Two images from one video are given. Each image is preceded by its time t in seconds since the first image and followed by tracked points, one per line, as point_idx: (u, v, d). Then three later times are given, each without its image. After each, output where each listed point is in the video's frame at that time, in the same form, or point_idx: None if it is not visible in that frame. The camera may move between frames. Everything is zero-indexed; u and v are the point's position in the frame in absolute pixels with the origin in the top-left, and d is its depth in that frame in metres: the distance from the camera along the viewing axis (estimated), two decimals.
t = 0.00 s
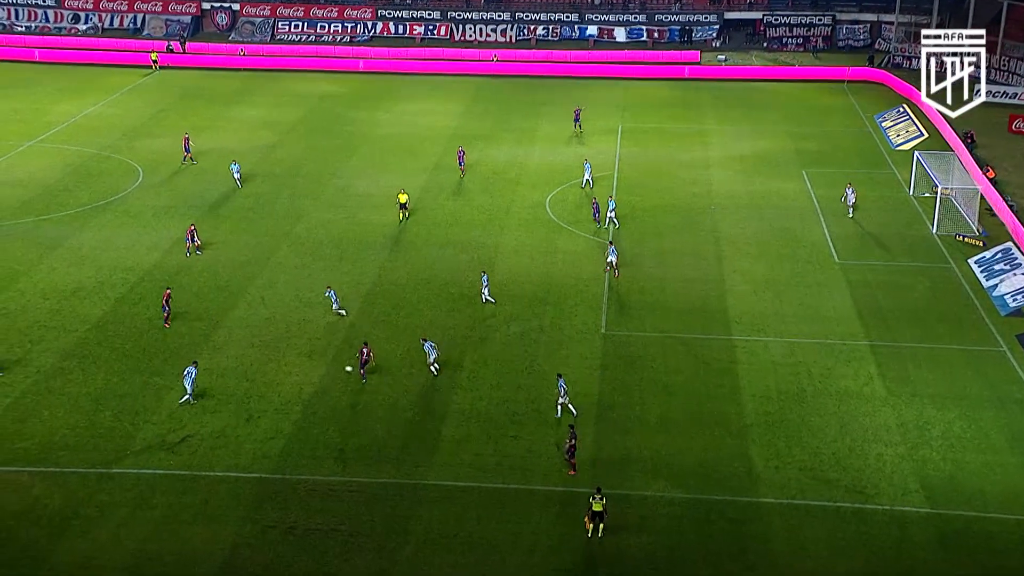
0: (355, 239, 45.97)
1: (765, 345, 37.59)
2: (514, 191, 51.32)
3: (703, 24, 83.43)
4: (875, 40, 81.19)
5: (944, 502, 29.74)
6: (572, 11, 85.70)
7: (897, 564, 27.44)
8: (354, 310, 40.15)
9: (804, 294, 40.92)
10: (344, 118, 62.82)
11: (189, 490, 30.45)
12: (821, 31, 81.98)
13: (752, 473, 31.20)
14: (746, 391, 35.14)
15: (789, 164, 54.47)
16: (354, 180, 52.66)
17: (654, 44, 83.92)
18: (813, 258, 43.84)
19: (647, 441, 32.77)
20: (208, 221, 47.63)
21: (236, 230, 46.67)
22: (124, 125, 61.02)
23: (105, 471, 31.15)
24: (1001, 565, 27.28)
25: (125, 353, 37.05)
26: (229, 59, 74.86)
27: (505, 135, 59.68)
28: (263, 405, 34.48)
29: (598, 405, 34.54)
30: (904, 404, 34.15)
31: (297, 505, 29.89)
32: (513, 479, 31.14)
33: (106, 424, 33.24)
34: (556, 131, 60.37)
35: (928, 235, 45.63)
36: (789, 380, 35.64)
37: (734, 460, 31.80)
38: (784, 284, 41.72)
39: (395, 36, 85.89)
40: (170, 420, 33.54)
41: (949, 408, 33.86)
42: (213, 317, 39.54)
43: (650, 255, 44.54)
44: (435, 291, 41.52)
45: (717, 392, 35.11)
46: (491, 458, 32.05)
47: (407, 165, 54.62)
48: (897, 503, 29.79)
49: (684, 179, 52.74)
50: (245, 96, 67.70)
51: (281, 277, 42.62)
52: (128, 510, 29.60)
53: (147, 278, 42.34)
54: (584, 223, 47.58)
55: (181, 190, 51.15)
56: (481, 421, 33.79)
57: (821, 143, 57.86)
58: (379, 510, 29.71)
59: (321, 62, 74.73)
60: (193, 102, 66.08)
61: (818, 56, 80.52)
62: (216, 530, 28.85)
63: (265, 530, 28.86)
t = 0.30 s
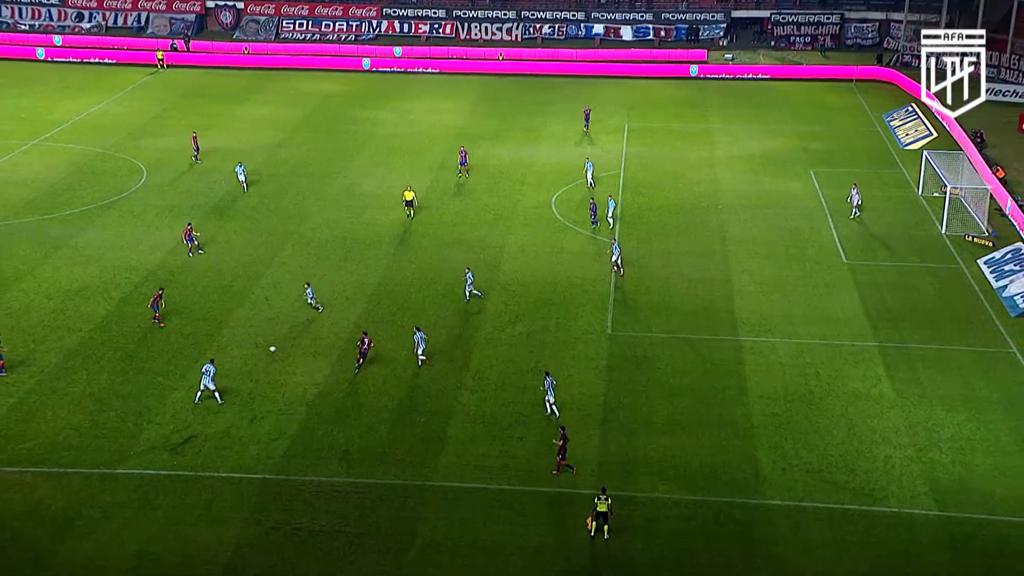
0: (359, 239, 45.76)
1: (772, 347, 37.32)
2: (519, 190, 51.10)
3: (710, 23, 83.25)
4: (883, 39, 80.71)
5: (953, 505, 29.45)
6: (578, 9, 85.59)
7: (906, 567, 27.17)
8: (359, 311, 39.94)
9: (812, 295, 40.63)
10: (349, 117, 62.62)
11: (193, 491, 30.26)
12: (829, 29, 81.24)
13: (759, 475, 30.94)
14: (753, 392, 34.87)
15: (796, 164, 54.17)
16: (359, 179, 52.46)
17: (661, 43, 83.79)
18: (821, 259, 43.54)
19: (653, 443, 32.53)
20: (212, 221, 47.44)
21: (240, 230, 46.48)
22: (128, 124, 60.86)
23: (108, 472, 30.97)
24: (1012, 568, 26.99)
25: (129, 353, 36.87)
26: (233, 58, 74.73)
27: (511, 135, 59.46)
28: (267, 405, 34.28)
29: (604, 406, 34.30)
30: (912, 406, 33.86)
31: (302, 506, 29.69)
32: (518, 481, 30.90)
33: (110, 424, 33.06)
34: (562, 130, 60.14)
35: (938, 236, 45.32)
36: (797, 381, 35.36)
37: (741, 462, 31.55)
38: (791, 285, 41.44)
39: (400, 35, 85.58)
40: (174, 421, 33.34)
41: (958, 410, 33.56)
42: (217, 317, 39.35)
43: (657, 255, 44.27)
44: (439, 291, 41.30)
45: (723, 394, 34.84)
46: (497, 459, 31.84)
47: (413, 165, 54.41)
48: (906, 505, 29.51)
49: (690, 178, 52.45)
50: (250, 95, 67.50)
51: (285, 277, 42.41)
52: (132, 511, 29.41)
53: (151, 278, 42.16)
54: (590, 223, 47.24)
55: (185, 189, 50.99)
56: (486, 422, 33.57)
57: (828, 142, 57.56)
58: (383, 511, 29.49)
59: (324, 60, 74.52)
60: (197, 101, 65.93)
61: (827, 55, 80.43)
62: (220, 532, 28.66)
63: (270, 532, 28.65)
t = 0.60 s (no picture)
0: (369, 239, 45.60)
1: (784, 348, 37.04)
2: (530, 190, 50.90)
3: (722, 22, 83.56)
4: (897, 37, 81.04)
5: (968, 508, 29.13)
6: (589, 8, 85.99)
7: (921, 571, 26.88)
8: (369, 311, 39.77)
9: (825, 296, 40.33)
10: (359, 116, 62.51)
11: (202, 491, 30.09)
12: (843, 28, 81.46)
13: (771, 477, 30.67)
14: (764, 393, 34.61)
15: (808, 164, 53.86)
16: (369, 179, 52.31)
17: (673, 41, 84.08)
18: (834, 259, 43.24)
19: (664, 444, 32.28)
20: (221, 220, 47.31)
21: (250, 229, 46.34)
22: (138, 123, 60.81)
23: (117, 472, 30.83)
24: None
25: (138, 353, 36.74)
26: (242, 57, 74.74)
27: (521, 134, 59.28)
28: (276, 405, 34.13)
29: (614, 408, 34.06)
30: (926, 408, 33.55)
31: (311, 507, 29.51)
32: (528, 482, 30.68)
33: (119, 424, 32.92)
34: (572, 130, 59.95)
35: (952, 236, 44.98)
36: (810, 383, 35.08)
37: (753, 464, 31.28)
38: (804, 285, 41.15)
39: (409, 34, 85.66)
40: (183, 420, 33.20)
41: (973, 412, 33.23)
42: (227, 317, 39.21)
43: (668, 255, 44.03)
44: (449, 292, 41.09)
45: (735, 395, 34.58)
46: (506, 460, 31.61)
47: (423, 164, 54.23)
48: (920, 508, 29.21)
49: (702, 178, 52.18)
50: (259, 94, 67.43)
51: (294, 277, 42.25)
52: (140, 511, 29.26)
53: (160, 277, 42.04)
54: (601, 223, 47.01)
55: (194, 188, 50.89)
56: (495, 423, 33.35)
57: (841, 142, 57.21)
58: (393, 512, 29.30)
59: (333, 58, 74.31)
60: (207, 100, 65.86)
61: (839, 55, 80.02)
62: (228, 532, 28.50)
63: (279, 532, 28.48)
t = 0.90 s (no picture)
0: (385, 238, 45.43)
1: (802, 350, 36.70)
2: (546, 189, 50.67)
3: (740, 20, 83.53)
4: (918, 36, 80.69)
5: (989, 513, 28.75)
6: (606, 6, 86.13)
7: None
8: (384, 310, 39.59)
9: (844, 297, 39.97)
10: (374, 115, 62.42)
11: (216, 492, 29.94)
12: (863, 26, 81.30)
13: (789, 480, 30.35)
14: (782, 396, 34.27)
15: (826, 164, 53.46)
16: (385, 178, 52.17)
17: (691, 40, 84.23)
18: (853, 260, 42.85)
19: (681, 446, 31.98)
20: (236, 219, 47.21)
21: (265, 229, 46.23)
22: (153, 122, 60.82)
23: (130, 472, 30.69)
24: None
25: (153, 352, 36.63)
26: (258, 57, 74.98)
27: (537, 133, 59.07)
28: (290, 405, 33.97)
29: (630, 409, 33.77)
30: (947, 411, 33.16)
31: (326, 508, 29.33)
32: (542, 484, 30.42)
33: (133, 424, 32.81)
34: (589, 129, 59.71)
35: (973, 238, 44.52)
36: (828, 385, 34.73)
37: (770, 467, 30.96)
38: (823, 287, 40.78)
39: (426, 32, 85.48)
40: (197, 420, 33.06)
41: (994, 416, 32.83)
42: (241, 317, 39.08)
43: (685, 255, 43.74)
44: (465, 292, 40.86)
45: (752, 397, 34.26)
46: (521, 462, 31.37)
47: (438, 164, 54.03)
48: (940, 513, 28.85)
49: (720, 178, 51.84)
50: (274, 93, 67.39)
51: (310, 277, 42.09)
52: (154, 511, 29.13)
53: (175, 276, 41.95)
54: (618, 224, 46.74)
55: (209, 187, 50.82)
56: (511, 424, 33.11)
57: (861, 142, 56.76)
58: (407, 514, 29.08)
59: (350, 57, 74.16)
60: (221, 99, 65.85)
61: (860, 53, 80.04)
62: (242, 532, 28.34)
63: (292, 533, 28.31)
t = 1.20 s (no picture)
0: (402, 238, 45.25)
1: (822, 352, 36.32)
2: (564, 189, 50.40)
3: (761, 19, 83.17)
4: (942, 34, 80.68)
5: (1012, 519, 28.31)
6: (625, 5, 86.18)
7: None
8: (400, 311, 39.38)
9: (864, 299, 39.58)
10: (391, 114, 62.30)
11: (231, 492, 29.79)
12: (886, 26, 80.78)
13: (808, 484, 29.99)
14: (801, 398, 33.91)
15: (846, 164, 53.02)
16: (402, 177, 52.00)
17: (710, 39, 84.34)
18: (874, 262, 42.42)
19: (698, 449, 31.66)
20: (252, 219, 47.11)
21: (281, 228, 46.12)
22: (169, 120, 60.84)
23: (146, 472, 30.56)
24: None
25: (168, 352, 36.53)
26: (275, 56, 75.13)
27: (554, 132, 58.82)
28: (306, 405, 33.80)
29: (648, 411, 33.46)
30: (969, 415, 32.72)
31: (341, 509, 29.14)
32: (558, 486, 30.14)
33: (148, 424, 32.68)
34: (607, 129, 59.43)
35: (997, 239, 44.01)
36: (848, 388, 34.35)
37: (789, 470, 30.62)
38: (842, 288, 40.41)
39: (443, 30, 86.52)
40: (213, 420, 32.92)
41: (1018, 420, 32.36)
42: (257, 316, 38.93)
43: (703, 256, 43.39)
44: (481, 292, 40.63)
45: (771, 400, 33.91)
46: (538, 463, 31.11)
47: (455, 163, 53.83)
48: (962, 518, 28.44)
49: (739, 179, 51.48)
50: (291, 91, 67.36)
51: (326, 277, 41.93)
52: (169, 511, 28.99)
53: (190, 275, 41.86)
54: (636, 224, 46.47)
55: (225, 186, 50.76)
56: (527, 425, 32.86)
57: (882, 142, 56.31)
58: (423, 515, 28.87)
59: (368, 56, 74.12)
60: (238, 97, 65.82)
61: (882, 52, 79.50)
62: (257, 533, 28.18)
63: (307, 534, 28.12)
